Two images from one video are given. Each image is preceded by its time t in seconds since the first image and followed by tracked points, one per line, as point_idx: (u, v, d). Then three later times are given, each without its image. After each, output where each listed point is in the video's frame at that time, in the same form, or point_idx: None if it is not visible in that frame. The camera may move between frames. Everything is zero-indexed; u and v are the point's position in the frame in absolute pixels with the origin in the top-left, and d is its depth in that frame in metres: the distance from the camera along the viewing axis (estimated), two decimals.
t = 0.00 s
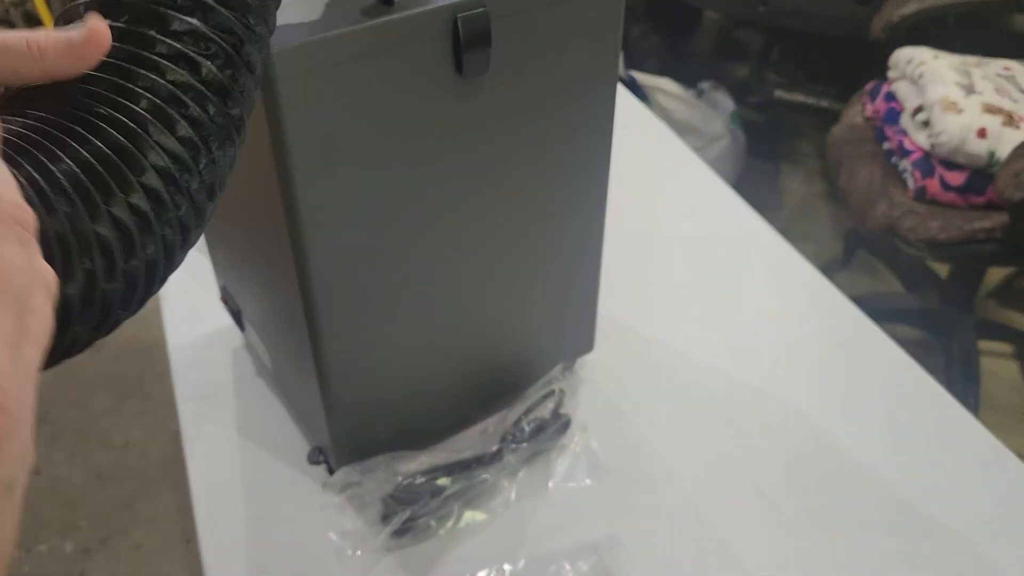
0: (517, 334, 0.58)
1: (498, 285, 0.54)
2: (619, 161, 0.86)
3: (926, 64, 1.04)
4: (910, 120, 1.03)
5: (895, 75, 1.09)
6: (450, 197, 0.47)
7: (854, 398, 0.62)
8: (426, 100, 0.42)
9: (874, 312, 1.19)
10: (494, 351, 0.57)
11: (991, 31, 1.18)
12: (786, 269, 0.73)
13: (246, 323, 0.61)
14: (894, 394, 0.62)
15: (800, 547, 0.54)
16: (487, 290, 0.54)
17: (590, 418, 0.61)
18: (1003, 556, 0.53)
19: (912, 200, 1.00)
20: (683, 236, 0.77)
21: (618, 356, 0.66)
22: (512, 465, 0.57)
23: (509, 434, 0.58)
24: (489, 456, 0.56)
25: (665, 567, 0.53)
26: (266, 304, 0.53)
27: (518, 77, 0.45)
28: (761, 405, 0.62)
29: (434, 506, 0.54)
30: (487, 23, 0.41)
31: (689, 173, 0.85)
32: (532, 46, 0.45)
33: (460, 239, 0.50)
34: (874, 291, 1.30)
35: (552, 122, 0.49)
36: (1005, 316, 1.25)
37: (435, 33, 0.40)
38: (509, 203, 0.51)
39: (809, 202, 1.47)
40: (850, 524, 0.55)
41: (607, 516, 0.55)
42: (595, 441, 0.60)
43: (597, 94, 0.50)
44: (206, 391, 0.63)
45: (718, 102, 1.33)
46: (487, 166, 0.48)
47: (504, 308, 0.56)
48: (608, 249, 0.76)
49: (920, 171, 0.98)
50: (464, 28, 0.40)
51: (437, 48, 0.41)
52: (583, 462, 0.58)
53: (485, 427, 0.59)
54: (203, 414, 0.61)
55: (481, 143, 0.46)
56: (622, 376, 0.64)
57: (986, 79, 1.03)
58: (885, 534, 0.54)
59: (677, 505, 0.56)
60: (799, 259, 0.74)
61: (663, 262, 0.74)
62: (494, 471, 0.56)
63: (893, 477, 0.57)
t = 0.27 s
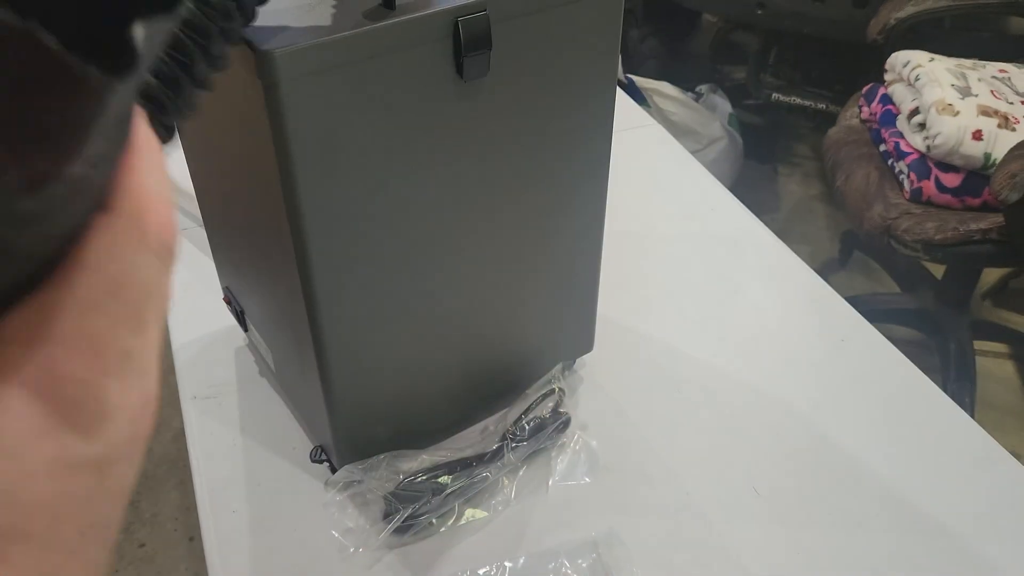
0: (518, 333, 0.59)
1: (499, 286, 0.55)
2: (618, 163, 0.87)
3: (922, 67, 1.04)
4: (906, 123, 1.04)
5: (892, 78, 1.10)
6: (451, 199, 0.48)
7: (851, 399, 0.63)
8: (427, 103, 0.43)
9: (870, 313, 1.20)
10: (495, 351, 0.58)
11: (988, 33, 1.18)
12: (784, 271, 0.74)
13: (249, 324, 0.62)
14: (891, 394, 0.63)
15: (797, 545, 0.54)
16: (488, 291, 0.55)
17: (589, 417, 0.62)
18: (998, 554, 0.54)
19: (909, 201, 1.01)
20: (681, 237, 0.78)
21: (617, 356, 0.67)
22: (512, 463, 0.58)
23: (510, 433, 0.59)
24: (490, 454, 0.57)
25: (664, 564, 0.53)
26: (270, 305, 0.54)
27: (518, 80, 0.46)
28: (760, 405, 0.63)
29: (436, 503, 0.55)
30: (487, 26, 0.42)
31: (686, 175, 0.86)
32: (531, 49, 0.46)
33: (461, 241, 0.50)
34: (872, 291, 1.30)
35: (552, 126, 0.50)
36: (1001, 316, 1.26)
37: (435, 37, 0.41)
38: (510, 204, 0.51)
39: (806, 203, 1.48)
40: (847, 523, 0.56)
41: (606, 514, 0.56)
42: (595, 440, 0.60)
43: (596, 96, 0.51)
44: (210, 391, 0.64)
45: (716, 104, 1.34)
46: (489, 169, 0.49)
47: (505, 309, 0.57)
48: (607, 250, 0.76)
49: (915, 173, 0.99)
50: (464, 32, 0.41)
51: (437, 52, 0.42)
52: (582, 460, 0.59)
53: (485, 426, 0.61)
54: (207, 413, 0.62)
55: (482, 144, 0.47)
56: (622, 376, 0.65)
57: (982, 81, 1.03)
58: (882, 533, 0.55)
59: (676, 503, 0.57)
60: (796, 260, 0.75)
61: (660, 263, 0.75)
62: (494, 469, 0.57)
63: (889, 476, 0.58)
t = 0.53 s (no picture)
0: (518, 333, 0.59)
1: (500, 286, 0.55)
2: (617, 164, 0.87)
3: (921, 68, 1.05)
4: (905, 124, 1.04)
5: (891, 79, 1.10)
6: (452, 199, 0.48)
7: (851, 399, 0.63)
8: (428, 104, 0.43)
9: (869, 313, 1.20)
10: (496, 351, 0.59)
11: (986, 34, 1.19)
12: (783, 270, 0.74)
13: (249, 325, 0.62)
14: (890, 393, 0.64)
15: (797, 545, 0.55)
16: (489, 292, 0.55)
17: (589, 417, 0.62)
18: (997, 553, 0.54)
19: (907, 202, 1.01)
20: (681, 237, 0.78)
21: (617, 355, 0.67)
22: (512, 463, 0.58)
23: (510, 433, 0.59)
24: (490, 453, 0.58)
25: (664, 563, 0.54)
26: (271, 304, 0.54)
27: (518, 81, 0.46)
28: (760, 405, 0.63)
29: (437, 502, 0.55)
30: (488, 28, 0.42)
31: (685, 175, 0.87)
32: (532, 51, 0.46)
33: (463, 241, 0.51)
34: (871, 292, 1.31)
35: (553, 128, 0.51)
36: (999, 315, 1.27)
37: (437, 39, 0.41)
38: (510, 205, 0.52)
39: (805, 203, 1.48)
40: (846, 523, 0.56)
41: (606, 513, 0.56)
42: (595, 439, 0.61)
43: (596, 97, 0.52)
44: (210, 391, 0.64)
45: (714, 105, 1.34)
46: (489, 170, 0.49)
47: (506, 309, 0.57)
48: (606, 250, 0.77)
49: (914, 173, 0.99)
50: (465, 34, 0.41)
51: (438, 54, 0.42)
52: (582, 460, 0.59)
53: (485, 426, 0.61)
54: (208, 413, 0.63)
55: (482, 145, 0.47)
56: (621, 376, 0.65)
57: (980, 82, 1.04)
58: (881, 532, 0.55)
59: (675, 503, 0.57)
60: (795, 261, 0.75)
61: (660, 264, 0.75)
62: (494, 468, 0.57)
63: (889, 476, 0.58)
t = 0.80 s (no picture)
0: (519, 333, 0.59)
1: (500, 286, 0.55)
2: (618, 163, 0.87)
3: (921, 68, 1.05)
4: (904, 124, 1.04)
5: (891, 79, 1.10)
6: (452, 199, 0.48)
7: (851, 398, 0.63)
8: (428, 104, 0.43)
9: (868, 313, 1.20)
10: (496, 350, 0.59)
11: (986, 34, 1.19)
12: (783, 270, 0.74)
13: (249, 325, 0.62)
14: (889, 393, 0.64)
15: (795, 545, 0.55)
16: (489, 292, 0.55)
17: (589, 416, 0.62)
18: (996, 554, 0.54)
19: (907, 202, 1.01)
20: (681, 237, 0.78)
21: (617, 355, 0.67)
22: (512, 462, 0.58)
23: (510, 433, 0.59)
24: (490, 453, 0.58)
25: (662, 563, 0.54)
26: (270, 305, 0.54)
27: (518, 81, 0.46)
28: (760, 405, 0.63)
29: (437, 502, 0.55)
30: (488, 29, 0.42)
31: (686, 175, 0.87)
32: (531, 51, 0.46)
33: (463, 242, 0.51)
34: (871, 292, 1.31)
35: (553, 129, 0.51)
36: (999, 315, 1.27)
37: (437, 40, 0.41)
38: (511, 205, 0.52)
39: (805, 203, 1.48)
40: (845, 523, 0.56)
41: (605, 512, 0.56)
42: (595, 439, 0.61)
43: (596, 96, 0.52)
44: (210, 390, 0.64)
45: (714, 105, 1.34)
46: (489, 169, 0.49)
47: (506, 309, 0.57)
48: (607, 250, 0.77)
49: (914, 174, 0.99)
50: (464, 35, 0.41)
51: (438, 54, 0.42)
52: (582, 460, 0.59)
53: (486, 426, 0.61)
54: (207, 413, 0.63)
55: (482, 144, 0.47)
56: (621, 375, 0.65)
57: (980, 83, 1.04)
58: (880, 532, 0.55)
59: (674, 503, 0.57)
60: (796, 261, 0.75)
61: (661, 264, 0.76)
62: (494, 468, 0.57)
63: (888, 476, 0.58)
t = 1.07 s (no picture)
0: (518, 332, 0.59)
1: (501, 286, 0.55)
2: (617, 163, 0.87)
3: (921, 68, 1.05)
4: (905, 123, 1.04)
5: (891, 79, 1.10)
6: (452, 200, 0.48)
7: (852, 400, 0.63)
8: (427, 103, 0.43)
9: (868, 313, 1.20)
10: (496, 349, 0.59)
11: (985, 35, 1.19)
12: (783, 270, 0.74)
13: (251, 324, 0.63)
14: (890, 392, 0.64)
15: (796, 546, 0.55)
16: (490, 291, 0.55)
17: (589, 416, 0.62)
18: (997, 554, 0.54)
19: (907, 202, 1.01)
20: (680, 237, 0.78)
21: (617, 355, 0.67)
22: (512, 462, 0.58)
23: (510, 433, 0.59)
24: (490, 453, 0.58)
25: (662, 564, 0.54)
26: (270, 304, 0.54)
27: (518, 81, 0.46)
28: (759, 405, 0.63)
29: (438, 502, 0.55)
30: (488, 29, 0.42)
31: (686, 175, 0.87)
32: (531, 51, 0.46)
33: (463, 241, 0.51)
34: (871, 292, 1.31)
35: (552, 128, 0.51)
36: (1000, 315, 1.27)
37: (437, 39, 0.41)
38: (511, 205, 0.52)
39: (805, 203, 1.48)
40: (845, 523, 0.56)
41: (604, 511, 0.56)
42: (595, 439, 0.61)
43: (596, 97, 0.52)
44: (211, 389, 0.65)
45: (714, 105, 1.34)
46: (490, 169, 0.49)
47: (507, 308, 0.57)
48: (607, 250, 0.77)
49: (914, 173, 0.99)
50: (464, 34, 0.41)
51: (438, 53, 0.42)
52: (582, 460, 0.59)
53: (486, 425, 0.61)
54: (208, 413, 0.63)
55: (482, 144, 0.47)
56: (621, 375, 0.65)
57: (980, 83, 1.04)
58: (880, 533, 0.55)
59: (675, 503, 0.57)
60: (796, 261, 0.75)
61: (660, 262, 0.76)
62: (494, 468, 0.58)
63: (888, 476, 0.58)
